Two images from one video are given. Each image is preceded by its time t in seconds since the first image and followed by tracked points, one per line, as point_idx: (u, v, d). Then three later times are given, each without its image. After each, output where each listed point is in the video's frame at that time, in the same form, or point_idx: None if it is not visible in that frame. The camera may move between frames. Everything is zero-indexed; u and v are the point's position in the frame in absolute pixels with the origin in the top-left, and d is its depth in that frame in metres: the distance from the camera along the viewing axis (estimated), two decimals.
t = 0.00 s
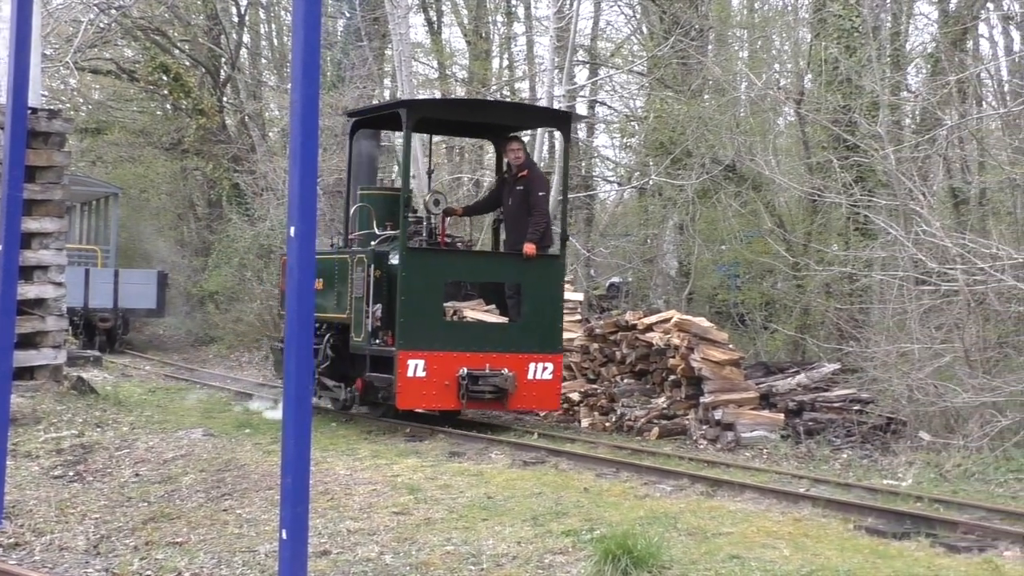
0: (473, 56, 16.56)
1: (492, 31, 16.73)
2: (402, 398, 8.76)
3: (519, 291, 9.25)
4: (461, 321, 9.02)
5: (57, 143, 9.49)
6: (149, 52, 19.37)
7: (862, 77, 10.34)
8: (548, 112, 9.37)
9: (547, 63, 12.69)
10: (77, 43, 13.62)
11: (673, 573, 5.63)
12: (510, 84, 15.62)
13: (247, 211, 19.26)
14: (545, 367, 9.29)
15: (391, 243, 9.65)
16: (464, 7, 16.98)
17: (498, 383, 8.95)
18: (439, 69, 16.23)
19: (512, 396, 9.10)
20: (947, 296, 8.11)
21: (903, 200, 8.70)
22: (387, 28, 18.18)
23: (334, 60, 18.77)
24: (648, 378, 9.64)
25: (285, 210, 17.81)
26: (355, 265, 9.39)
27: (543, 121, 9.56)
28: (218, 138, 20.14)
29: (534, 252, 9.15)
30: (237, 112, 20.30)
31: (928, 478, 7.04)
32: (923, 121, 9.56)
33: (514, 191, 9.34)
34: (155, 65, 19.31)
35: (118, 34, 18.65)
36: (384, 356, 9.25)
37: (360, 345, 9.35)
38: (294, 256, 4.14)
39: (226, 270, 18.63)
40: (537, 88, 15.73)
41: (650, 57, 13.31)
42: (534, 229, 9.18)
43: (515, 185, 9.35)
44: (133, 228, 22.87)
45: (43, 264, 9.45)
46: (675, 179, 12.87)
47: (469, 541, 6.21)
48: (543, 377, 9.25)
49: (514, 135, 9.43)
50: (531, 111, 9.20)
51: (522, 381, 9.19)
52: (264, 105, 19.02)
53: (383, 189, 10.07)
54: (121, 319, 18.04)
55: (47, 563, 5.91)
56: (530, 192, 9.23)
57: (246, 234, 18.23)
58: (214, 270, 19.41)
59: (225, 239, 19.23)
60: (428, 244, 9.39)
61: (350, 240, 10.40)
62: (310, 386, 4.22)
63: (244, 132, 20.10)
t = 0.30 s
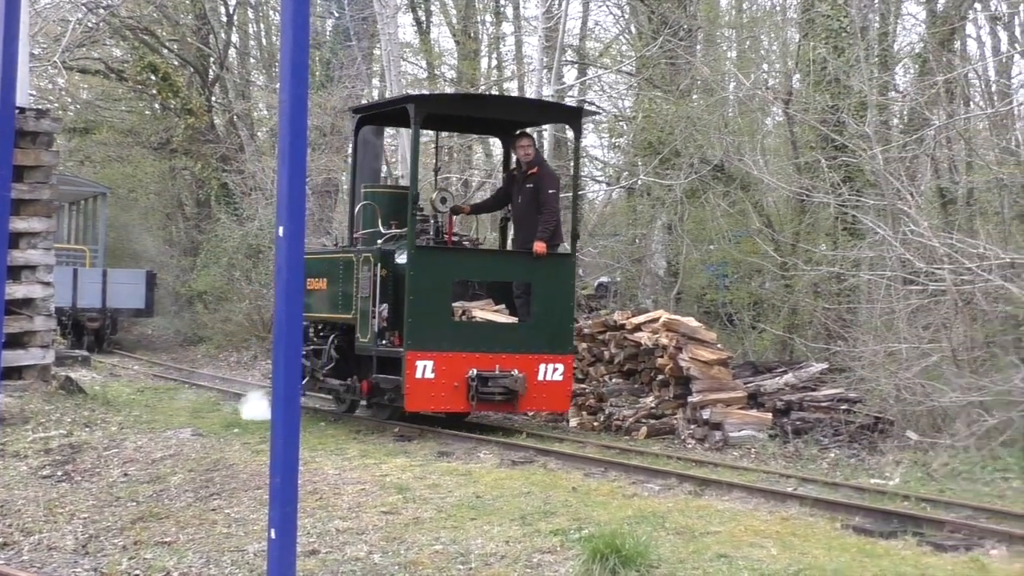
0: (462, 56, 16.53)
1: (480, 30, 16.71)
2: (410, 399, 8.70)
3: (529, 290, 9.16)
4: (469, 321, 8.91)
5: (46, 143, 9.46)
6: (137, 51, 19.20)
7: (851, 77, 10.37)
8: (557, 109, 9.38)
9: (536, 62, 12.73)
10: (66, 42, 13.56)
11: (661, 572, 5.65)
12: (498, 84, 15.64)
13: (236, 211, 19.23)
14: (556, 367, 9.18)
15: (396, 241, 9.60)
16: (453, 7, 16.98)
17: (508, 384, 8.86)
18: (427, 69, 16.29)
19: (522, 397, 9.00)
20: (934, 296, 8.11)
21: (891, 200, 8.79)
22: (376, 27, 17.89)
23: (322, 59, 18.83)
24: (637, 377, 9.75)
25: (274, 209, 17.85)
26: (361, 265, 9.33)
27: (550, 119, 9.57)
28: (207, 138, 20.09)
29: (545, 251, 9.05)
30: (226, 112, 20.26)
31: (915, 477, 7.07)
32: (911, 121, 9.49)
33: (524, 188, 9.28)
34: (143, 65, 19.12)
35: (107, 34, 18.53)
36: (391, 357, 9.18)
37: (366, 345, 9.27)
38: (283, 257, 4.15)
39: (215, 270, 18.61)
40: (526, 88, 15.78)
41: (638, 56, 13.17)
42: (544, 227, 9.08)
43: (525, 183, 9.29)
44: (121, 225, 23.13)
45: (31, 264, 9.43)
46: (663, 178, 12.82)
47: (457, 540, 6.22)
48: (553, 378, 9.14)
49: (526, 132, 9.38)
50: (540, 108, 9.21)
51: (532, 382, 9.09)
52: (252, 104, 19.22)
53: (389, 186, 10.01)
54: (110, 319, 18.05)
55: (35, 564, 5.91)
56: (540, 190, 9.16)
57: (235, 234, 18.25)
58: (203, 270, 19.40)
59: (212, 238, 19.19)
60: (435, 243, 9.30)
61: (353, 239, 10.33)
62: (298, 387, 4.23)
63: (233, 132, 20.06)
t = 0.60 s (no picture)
0: (450, 64, 16.70)
1: (468, 40, 17.19)
2: (422, 398, 8.74)
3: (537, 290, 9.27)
4: (480, 321, 8.98)
5: (49, 148, 9.73)
6: (137, 59, 19.19)
7: (823, 86, 10.62)
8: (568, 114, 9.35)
9: (522, 70, 13.10)
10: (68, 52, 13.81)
11: (641, 560, 5.95)
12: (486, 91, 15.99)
13: (233, 214, 19.54)
14: (563, 366, 9.27)
15: (406, 241, 9.74)
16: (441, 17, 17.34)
17: (518, 383, 8.94)
18: (418, 77, 16.53)
19: (530, 396, 9.08)
20: (904, 296, 8.42)
21: (863, 204, 9.09)
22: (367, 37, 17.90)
23: (317, 68, 19.24)
24: (619, 374, 10.12)
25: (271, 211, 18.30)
26: (370, 266, 9.42)
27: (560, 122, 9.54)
28: (204, 143, 20.19)
29: (552, 252, 9.10)
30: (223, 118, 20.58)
31: (885, 468, 7.33)
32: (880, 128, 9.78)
33: (532, 190, 9.37)
34: (143, 72, 19.04)
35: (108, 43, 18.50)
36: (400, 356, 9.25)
37: (376, 345, 9.34)
38: (278, 257, 4.38)
39: (212, 270, 18.96)
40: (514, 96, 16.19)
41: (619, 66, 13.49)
42: (552, 227, 9.15)
43: (533, 184, 9.38)
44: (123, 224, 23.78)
45: (35, 265, 9.67)
46: (644, 183, 13.09)
47: (446, 530, 6.49)
48: (561, 376, 9.22)
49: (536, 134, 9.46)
50: (551, 113, 9.17)
51: (540, 380, 9.19)
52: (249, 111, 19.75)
53: (397, 188, 10.05)
54: (112, 319, 18.33)
55: (40, 553, 6.18)
56: (548, 191, 9.22)
57: (232, 235, 18.57)
58: (202, 269, 19.80)
59: (211, 239, 19.51)
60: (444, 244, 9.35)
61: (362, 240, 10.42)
62: (293, 382, 4.46)
63: (231, 137, 20.40)
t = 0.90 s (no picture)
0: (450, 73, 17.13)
1: (467, 51, 17.58)
2: (442, 396, 8.89)
3: (555, 290, 9.38)
4: (499, 321, 9.12)
5: (66, 154, 10.12)
6: (150, 70, 19.86)
7: (806, 94, 10.73)
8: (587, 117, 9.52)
9: (519, 79, 13.52)
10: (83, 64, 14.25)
11: (633, 548, 6.27)
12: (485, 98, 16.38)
13: (242, 218, 19.96)
14: (581, 365, 9.39)
15: (426, 243, 9.82)
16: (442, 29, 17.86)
17: (536, 381, 9.05)
18: (418, 86, 16.98)
19: (550, 394, 9.19)
20: (883, 295, 8.69)
21: (844, 208, 9.30)
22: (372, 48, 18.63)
23: (321, 78, 19.25)
24: (611, 370, 10.47)
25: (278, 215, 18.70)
26: (390, 267, 9.54)
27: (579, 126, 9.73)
28: (214, 149, 20.79)
29: (570, 253, 9.26)
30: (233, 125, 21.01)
31: (866, 460, 7.67)
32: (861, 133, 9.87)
33: (550, 193, 9.57)
34: (156, 82, 19.72)
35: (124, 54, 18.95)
36: (421, 355, 9.40)
37: (397, 344, 9.50)
38: (285, 258, 4.76)
39: (224, 270, 19.49)
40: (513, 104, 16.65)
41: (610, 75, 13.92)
42: (569, 230, 9.31)
43: (551, 187, 9.57)
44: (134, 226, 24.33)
45: (53, 266, 10.11)
46: (636, 187, 13.44)
47: (447, 519, 6.80)
48: (578, 375, 9.35)
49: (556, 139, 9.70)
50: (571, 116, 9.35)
51: (558, 379, 9.29)
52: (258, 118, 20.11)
53: (415, 190, 10.19)
54: (125, 318, 18.72)
55: (59, 542, 6.50)
56: (566, 194, 9.42)
57: (242, 238, 19.00)
58: (213, 270, 20.29)
59: (223, 241, 20.01)
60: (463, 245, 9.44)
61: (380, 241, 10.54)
62: (300, 374, 4.86)
63: (240, 143, 20.83)
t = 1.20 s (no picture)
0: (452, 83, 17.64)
1: (468, 61, 17.95)
2: (464, 394, 9.03)
3: (572, 289, 9.56)
4: (519, 320, 9.27)
5: (85, 159, 10.60)
6: (165, 79, 20.64)
7: (791, 103, 10.98)
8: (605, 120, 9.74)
9: (516, 88, 13.81)
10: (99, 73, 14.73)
11: (626, 536, 6.60)
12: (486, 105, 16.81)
13: (253, 221, 20.39)
14: (598, 363, 9.55)
15: (448, 243, 9.96)
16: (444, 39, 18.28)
17: (555, 379, 9.22)
18: (421, 95, 17.54)
19: (568, 392, 9.35)
20: (866, 295, 9.03)
21: (827, 211, 9.61)
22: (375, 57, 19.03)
23: (329, 86, 19.87)
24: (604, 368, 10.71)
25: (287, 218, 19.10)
26: (412, 267, 9.71)
27: (597, 128, 9.93)
28: (226, 155, 21.52)
29: (587, 253, 9.43)
30: (244, 132, 21.45)
31: (848, 451, 8.00)
32: (845, 140, 10.29)
33: (567, 195, 9.78)
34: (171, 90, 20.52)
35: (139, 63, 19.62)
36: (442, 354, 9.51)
37: (417, 343, 9.61)
38: (293, 258, 5.11)
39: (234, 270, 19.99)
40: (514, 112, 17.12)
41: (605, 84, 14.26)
42: (587, 231, 9.51)
43: (568, 189, 9.78)
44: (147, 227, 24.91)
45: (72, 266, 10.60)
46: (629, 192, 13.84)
47: (448, 509, 7.14)
48: (596, 373, 9.51)
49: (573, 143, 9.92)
50: (589, 119, 9.55)
51: (575, 377, 9.45)
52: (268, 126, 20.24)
53: (435, 192, 10.42)
54: (142, 315, 19.21)
55: (77, 530, 6.83)
56: (583, 195, 9.62)
57: (252, 240, 19.43)
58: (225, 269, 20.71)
59: (233, 243, 20.48)
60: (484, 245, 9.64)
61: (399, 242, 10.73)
62: (307, 369, 5.21)
63: (250, 149, 21.27)
